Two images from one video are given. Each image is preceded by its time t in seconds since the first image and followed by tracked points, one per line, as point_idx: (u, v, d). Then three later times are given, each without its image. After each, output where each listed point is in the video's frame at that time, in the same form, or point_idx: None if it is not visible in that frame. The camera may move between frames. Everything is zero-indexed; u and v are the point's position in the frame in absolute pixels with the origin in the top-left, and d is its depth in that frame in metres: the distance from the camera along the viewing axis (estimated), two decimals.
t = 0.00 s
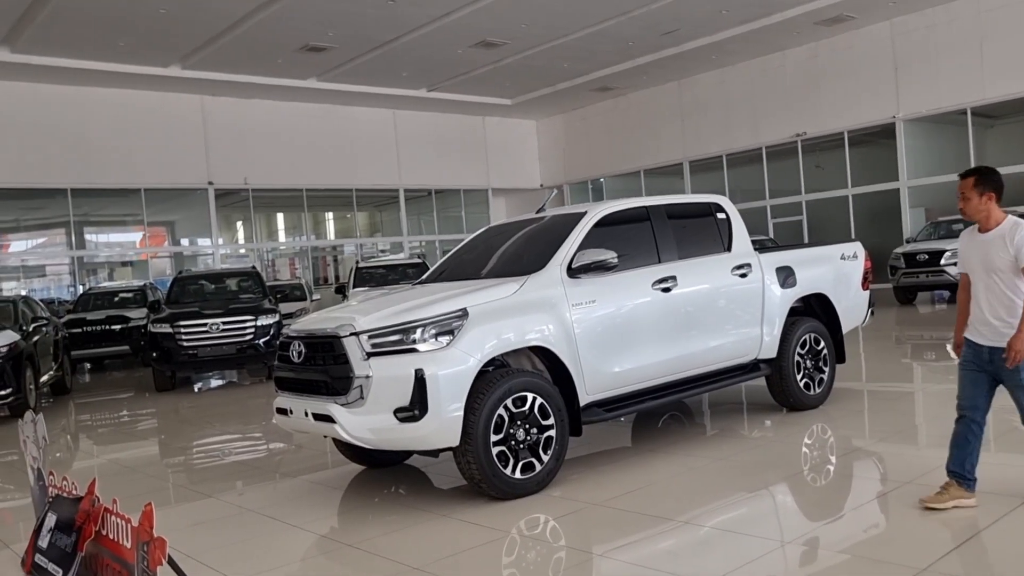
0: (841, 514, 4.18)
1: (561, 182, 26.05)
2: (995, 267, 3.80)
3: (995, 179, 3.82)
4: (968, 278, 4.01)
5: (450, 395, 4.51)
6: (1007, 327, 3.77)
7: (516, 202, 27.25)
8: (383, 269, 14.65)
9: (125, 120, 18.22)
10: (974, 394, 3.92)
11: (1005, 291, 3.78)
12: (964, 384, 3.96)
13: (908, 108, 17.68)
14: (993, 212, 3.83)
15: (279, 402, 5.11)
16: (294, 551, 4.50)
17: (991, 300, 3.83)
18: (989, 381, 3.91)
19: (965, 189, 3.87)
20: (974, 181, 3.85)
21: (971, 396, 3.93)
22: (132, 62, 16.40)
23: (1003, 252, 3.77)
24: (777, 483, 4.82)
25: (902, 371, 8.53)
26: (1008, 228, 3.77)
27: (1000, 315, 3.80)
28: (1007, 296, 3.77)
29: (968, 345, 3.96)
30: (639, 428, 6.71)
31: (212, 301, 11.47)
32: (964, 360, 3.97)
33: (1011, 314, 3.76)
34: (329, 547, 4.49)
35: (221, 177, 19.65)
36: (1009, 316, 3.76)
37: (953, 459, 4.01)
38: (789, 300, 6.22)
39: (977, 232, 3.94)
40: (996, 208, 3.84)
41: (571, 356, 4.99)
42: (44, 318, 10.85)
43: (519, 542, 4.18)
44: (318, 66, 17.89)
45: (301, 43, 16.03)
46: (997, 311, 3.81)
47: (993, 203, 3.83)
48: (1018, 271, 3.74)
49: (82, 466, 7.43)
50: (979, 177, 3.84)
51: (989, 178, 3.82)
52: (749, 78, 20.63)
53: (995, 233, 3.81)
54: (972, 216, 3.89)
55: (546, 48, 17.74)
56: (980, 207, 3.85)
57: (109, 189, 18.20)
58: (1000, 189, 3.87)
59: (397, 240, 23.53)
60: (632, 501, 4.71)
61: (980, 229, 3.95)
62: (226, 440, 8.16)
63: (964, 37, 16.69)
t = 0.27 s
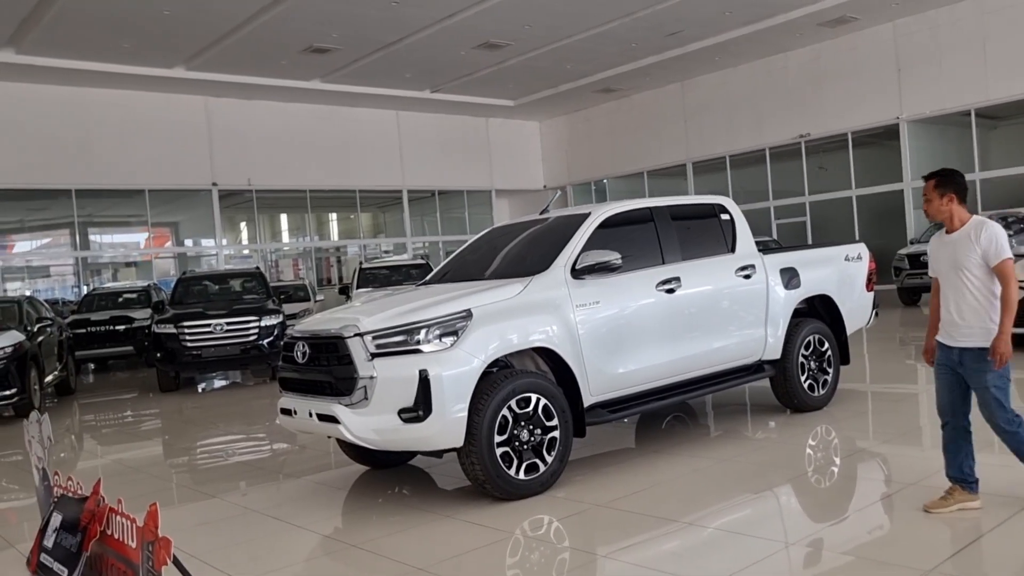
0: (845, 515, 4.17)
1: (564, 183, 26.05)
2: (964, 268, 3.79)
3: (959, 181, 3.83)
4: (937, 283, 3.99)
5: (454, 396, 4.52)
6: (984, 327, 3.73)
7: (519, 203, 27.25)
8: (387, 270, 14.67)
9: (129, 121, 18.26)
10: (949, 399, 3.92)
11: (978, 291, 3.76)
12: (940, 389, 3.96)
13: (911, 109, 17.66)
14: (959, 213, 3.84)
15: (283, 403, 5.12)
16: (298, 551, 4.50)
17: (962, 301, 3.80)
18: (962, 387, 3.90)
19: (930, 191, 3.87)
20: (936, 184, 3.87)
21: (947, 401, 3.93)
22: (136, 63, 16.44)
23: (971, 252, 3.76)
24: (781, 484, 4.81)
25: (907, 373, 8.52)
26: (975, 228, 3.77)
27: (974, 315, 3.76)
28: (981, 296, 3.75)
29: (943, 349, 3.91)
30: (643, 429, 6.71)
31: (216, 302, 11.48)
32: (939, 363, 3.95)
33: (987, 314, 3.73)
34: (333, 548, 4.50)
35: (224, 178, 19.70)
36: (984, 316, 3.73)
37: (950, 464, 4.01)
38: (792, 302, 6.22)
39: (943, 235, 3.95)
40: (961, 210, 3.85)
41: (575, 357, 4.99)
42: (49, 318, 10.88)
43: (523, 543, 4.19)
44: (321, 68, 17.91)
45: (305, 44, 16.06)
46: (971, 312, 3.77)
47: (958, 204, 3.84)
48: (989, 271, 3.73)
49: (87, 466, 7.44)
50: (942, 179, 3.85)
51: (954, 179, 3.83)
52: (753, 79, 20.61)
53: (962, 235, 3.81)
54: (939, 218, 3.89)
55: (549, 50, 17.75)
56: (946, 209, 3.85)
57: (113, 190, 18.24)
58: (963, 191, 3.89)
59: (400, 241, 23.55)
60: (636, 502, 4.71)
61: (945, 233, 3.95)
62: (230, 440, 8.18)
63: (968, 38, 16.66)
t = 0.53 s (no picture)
0: (850, 517, 4.17)
1: (568, 185, 26.05)
2: (947, 269, 3.77)
3: (941, 182, 3.83)
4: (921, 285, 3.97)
5: (458, 397, 4.52)
6: (971, 328, 3.69)
7: (523, 204, 27.25)
8: (391, 271, 14.68)
9: (134, 121, 18.32)
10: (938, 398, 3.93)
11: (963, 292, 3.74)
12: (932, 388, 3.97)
13: (917, 110, 17.63)
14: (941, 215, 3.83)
15: (288, 403, 5.13)
16: (303, 551, 4.52)
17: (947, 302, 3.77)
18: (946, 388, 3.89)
19: (912, 193, 3.87)
20: (917, 186, 3.86)
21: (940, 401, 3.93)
22: (141, 64, 16.48)
23: (955, 254, 3.75)
24: (785, 486, 4.81)
25: (911, 374, 8.50)
26: (958, 229, 3.76)
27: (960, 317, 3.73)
28: (966, 298, 3.73)
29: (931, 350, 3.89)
30: (646, 430, 6.71)
31: (220, 303, 11.50)
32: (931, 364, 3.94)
33: (973, 315, 3.70)
34: (338, 548, 4.51)
35: (229, 179, 19.74)
36: (971, 316, 3.70)
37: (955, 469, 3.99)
38: (797, 303, 6.21)
39: (925, 238, 3.94)
40: (943, 211, 3.85)
41: (580, 358, 5.00)
42: (55, 319, 10.91)
43: (527, 543, 4.19)
44: (326, 68, 17.93)
45: (309, 45, 16.09)
46: (957, 313, 3.74)
47: (940, 206, 3.83)
48: (974, 272, 3.71)
49: (92, 466, 7.47)
50: (924, 180, 3.85)
51: (935, 180, 3.83)
52: (757, 80, 20.60)
53: (945, 236, 3.79)
54: (921, 219, 3.88)
55: (553, 51, 17.76)
56: (928, 211, 3.85)
57: (118, 190, 18.28)
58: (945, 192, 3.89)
59: (404, 242, 23.56)
60: (641, 503, 4.72)
61: (928, 234, 3.94)
62: (235, 441, 8.19)
63: (974, 39, 16.63)
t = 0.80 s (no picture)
0: (853, 517, 4.17)
1: (571, 185, 26.03)
2: (936, 276, 3.70)
3: (933, 185, 3.75)
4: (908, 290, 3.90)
5: (461, 396, 4.53)
6: (957, 337, 3.63)
7: (526, 204, 27.25)
8: (394, 271, 14.68)
9: (139, 121, 18.36)
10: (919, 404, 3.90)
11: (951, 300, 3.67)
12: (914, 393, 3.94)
13: (920, 110, 17.60)
14: (932, 219, 3.76)
15: (291, 403, 5.13)
16: (306, 550, 4.52)
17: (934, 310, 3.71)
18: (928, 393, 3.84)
19: (903, 195, 3.79)
20: (909, 188, 3.78)
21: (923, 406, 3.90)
22: (146, 64, 16.51)
23: (944, 260, 3.67)
24: (788, 485, 4.81)
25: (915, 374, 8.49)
26: (948, 235, 3.68)
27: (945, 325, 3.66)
28: (954, 306, 3.66)
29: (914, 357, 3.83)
30: (649, 430, 6.71)
31: (224, 302, 11.52)
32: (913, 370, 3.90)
33: (960, 324, 3.64)
34: (340, 547, 4.52)
35: (232, 179, 19.77)
36: (957, 325, 3.64)
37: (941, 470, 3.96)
38: (800, 303, 6.21)
39: (916, 240, 3.86)
40: (934, 215, 3.77)
41: (582, 358, 5.00)
42: (58, 318, 10.93)
43: (530, 542, 4.20)
44: (329, 69, 17.95)
45: (313, 45, 16.10)
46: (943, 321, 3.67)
47: (931, 210, 3.75)
48: (962, 280, 3.64)
49: (96, 465, 7.48)
50: (915, 182, 3.77)
51: (928, 183, 3.74)
52: (761, 80, 20.58)
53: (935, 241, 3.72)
54: (912, 223, 3.80)
55: (557, 51, 17.77)
56: (919, 215, 3.77)
57: (122, 190, 18.32)
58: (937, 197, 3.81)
59: (407, 242, 23.57)
60: (644, 503, 4.72)
61: (918, 237, 3.86)
62: (238, 440, 8.20)
63: (978, 39, 16.60)
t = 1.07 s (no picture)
0: (856, 516, 4.16)
1: (574, 184, 26.02)
2: (928, 273, 3.66)
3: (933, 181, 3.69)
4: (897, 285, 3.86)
5: (464, 395, 4.53)
6: (943, 337, 3.60)
7: (529, 204, 27.25)
8: (397, 270, 14.70)
9: (143, 121, 18.39)
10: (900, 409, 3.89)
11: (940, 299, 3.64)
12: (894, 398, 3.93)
13: (925, 109, 17.57)
14: (930, 216, 3.70)
15: (294, 401, 5.14)
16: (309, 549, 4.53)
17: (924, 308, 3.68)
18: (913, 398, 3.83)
19: (899, 190, 3.73)
20: (904, 183, 3.72)
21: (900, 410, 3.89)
22: (149, 63, 16.54)
23: (937, 258, 3.63)
24: (791, 485, 4.80)
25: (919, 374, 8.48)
26: (943, 232, 3.63)
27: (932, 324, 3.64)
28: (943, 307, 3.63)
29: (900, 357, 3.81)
30: (652, 429, 6.70)
31: (228, 301, 11.54)
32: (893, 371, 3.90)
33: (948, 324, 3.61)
34: (343, 546, 4.52)
35: (236, 178, 19.80)
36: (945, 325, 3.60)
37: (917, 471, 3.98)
38: (803, 302, 6.20)
39: (909, 235, 3.81)
40: (930, 211, 3.72)
41: (585, 357, 5.00)
42: (62, 317, 10.95)
43: (533, 542, 4.20)
44: (333, 68, 17.96)
45: (317, 44, 16.12)
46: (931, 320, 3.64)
47: (929, 206, 3.70)
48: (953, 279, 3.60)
49: (99, 464, 7.50)
50: (915, 178, 3.70)
51: (927, 179, 3.68)
52: (764, 79, 20.56)
53: (929, 238, 3.67)
54: (909, 218, 3.75)
55: (560, 50, 17.76)
56: (917, 210, 3.71)
57: (126, 190, 18.36)
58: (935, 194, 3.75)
59: (410, 241, 23.59)
60: (647, 502, 4.71)
61: (912, 233, 3.81)
62: (241, 439, 8.21)
63: (983, 38, 16.56)
